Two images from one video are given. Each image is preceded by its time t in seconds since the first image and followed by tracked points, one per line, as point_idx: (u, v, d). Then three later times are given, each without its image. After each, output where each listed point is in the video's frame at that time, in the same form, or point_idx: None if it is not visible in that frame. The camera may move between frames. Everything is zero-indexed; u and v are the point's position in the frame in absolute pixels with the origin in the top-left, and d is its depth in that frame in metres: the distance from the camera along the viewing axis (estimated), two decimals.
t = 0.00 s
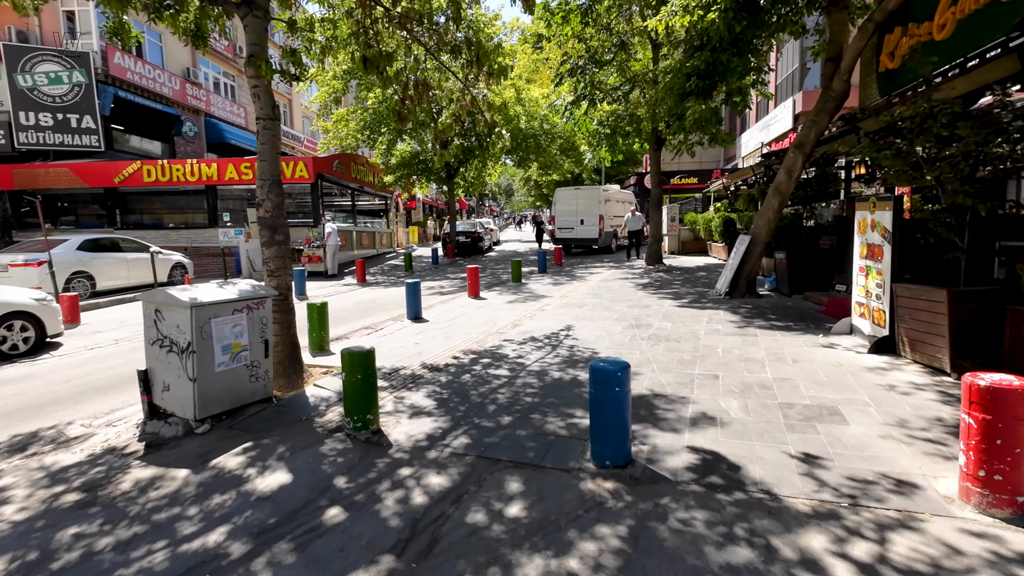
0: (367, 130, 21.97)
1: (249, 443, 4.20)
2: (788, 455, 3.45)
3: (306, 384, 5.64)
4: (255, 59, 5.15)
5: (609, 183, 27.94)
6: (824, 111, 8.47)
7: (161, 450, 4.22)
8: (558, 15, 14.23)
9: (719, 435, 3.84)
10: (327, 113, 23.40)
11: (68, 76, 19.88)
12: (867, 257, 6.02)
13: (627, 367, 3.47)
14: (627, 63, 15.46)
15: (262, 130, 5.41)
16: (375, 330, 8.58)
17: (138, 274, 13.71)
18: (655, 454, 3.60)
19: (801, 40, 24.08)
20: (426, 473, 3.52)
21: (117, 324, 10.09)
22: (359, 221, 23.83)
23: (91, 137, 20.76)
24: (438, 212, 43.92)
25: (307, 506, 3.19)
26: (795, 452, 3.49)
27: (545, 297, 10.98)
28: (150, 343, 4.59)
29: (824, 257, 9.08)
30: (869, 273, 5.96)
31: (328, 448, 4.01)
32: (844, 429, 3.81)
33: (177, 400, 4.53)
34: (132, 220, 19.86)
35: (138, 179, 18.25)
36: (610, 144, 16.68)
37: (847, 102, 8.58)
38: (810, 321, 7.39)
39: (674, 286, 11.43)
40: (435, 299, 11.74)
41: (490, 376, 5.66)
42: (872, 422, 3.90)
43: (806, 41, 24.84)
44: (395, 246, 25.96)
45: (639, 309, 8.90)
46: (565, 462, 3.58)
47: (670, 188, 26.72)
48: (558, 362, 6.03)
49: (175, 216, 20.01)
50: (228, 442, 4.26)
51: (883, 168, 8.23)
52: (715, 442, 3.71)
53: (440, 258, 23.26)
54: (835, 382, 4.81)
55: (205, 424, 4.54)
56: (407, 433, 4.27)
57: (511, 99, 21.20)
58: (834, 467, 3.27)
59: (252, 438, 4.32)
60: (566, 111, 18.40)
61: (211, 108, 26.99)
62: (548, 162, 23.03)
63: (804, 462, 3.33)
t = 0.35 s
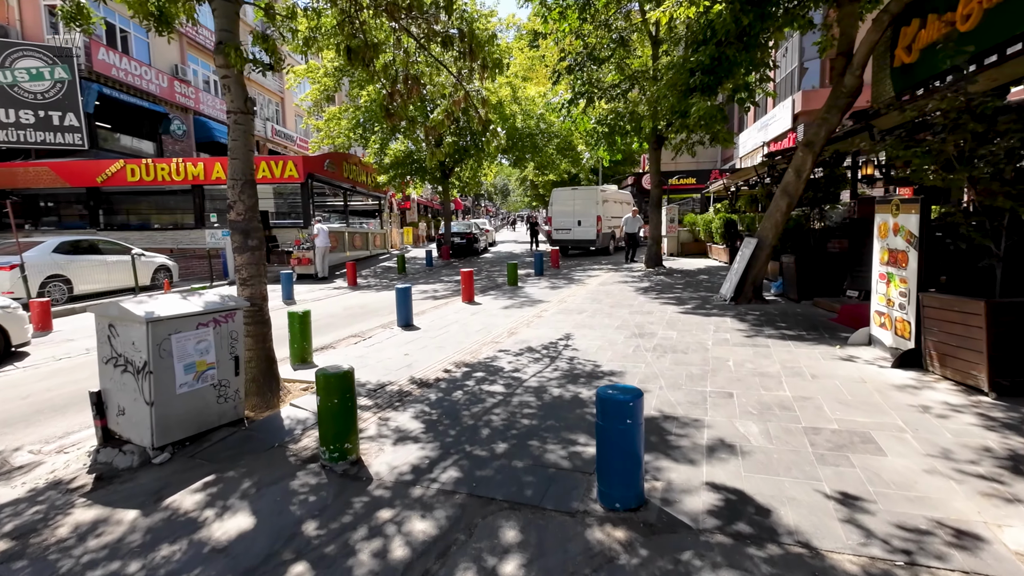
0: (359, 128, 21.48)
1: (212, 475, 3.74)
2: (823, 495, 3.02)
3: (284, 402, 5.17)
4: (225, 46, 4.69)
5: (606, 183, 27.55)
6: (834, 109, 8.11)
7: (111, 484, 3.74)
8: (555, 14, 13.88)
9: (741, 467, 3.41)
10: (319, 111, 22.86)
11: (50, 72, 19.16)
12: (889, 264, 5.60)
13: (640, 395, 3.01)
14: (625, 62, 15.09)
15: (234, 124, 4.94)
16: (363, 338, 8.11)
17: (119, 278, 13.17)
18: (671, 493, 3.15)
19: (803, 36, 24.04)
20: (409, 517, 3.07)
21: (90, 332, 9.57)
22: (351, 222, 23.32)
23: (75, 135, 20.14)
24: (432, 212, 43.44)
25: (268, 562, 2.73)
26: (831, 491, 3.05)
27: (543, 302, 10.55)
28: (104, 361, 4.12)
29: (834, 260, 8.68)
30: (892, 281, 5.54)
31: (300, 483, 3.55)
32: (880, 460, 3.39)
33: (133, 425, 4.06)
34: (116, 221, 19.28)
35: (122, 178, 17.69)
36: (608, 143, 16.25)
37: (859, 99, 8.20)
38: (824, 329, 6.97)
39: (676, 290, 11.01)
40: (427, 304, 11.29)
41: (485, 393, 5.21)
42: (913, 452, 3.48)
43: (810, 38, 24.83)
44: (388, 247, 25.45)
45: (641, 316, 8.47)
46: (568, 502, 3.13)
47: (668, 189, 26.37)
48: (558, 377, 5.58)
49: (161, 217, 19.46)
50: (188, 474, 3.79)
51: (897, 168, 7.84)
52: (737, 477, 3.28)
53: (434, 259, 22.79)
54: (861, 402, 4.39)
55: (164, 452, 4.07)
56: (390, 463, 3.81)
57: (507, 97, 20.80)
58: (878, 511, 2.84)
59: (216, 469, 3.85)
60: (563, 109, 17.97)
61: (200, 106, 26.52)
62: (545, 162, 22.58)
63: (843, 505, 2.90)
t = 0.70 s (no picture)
0: (356, 126, 20.91)
1: (171, 511, 3.25)
2: (887, 543, 2.54)
3: (262, 419, 4.69)
4: (193, 24, 4.20)
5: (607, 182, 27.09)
6: (854, 102, 7.65)
7: (55, 521, 3.25)
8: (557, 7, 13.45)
9: (782, 505, 2.93)
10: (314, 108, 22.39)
11: (38, 68, 18.76)
12: (925, 266, 5.14)
13: (668, 424, 2.52)
14: (627, 56, 14.67)
15: (205, 113, 4.45)
16: (354, 345, 7.63)
17: (103, 279, 12.68)
18: (702, 539, 2.68)
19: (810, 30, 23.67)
20: (394, 568, 2.60)
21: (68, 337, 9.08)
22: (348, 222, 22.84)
23: (63, 133, 19.90)
24: (430, 212, 42.97)
25: None
26: (893, 537, 2.58)
27: (544, 305, 10.07)
28: (53, 378, 3.64)
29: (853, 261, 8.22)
30: (928, 285, 5.07)
31: (271, 522, 3.07)
32: (943, 497, 2.92)
33: (86, 451, 3.58)
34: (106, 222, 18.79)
35: (110, 177, 17.18)
36: (611, 140, 15.76)
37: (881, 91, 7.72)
38: (847, 336, 6.50)
39: (684, 293, 10.53)
40: (424, 307, 10.81)
41: (483, 409, 4.74)
42: (979, 486, 3.00)
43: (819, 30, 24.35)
44: (385, 247, 24.97)
45: (649, 321, 7.99)
46: (582, 550, 2.66)
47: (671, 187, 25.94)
48: (563, 391, 5.11)
49: (151, 216, 18.98)
50: (144, 509, 3.31)
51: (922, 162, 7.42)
52: (780, 518, 2.80)
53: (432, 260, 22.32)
54: (905, 422, 3.92)
55: (120, 482, 3.58)
56: (375, 496, 3.33)
57: (506, 94, 20.36)
58: (956, 566, 2.37)
59: (177, 503, 3.36)
60: (565, 105, 17.43)
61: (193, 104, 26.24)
62: (545, 160, 22.11)
63: (911, 557, 2.43)
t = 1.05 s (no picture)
0: (352, 123, 20.31)
1: (118, 558, 2.79)
2: None
3: (235, 440, 4.23)
4: None
5: (608, 181, 26.65)
6: (878, 93, 7.18)
7: None
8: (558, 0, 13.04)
9: (836, 556, 2.47)
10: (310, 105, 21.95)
11: (25, 64, 18.29)
12: (966, 269, 4.68)
13: (706, 467, 2.06)
14: (630, 52, 14.25)
15: (171, 100, 3.96)
16: (344, 352, 7.18)
17: (88, 281, 12.21)
18: None
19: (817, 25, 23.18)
20: None
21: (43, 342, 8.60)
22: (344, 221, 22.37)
23: (52, 130, 19.20)
24: (429, 211, 42.52)
25: None
26: None
27: (546, 308, 9.60)
28: None
29: (873, 263, 7.76)
30: (970, 290, 4.62)
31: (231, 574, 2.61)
32: None
33: (25, 483, 3.12)
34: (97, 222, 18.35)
35: (98, 176, 16.67)
36: (613, 137, 15.28)
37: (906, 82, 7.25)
38: (874, 342, 6.04)
39: (692, 296, 10.07)
40: (421, 310, 10.36)
41: (481, 428, 4.28)
42: None
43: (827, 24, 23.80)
44: (382, 248, 24.51)
45: (659, 326, 7.52)
46: None
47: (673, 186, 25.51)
48: (569, 406, 4.65)
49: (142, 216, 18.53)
50: (86, 555, 2.84)
51: (950, 156, 7.03)
52: (836, 574, 2.34)
53: (430, 260, 21.89)
54: (958, 447, 3.47)
55: (64, 519, 3.12)
56: (354, 539, 2.86)
57: (505, 90, 19.94)
58: None
59: (125, 546, 2.90)
60: (566, 100, 16.90)
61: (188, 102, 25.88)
62: (545, 159, 21.64)
63: None
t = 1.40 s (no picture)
0: (349, 122, 19.76)
1: None
2: None
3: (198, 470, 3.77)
4: None
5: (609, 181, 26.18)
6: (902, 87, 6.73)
7: None
8: None
9: None
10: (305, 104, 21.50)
11: (13, 61, 17.78)
12: (1014, 278, 4.21)
13: (755, 547, 1.60)
14: (633, 48, 13.81)
15: (123, 88, 3.50)
16: (331, 364, 6.70)
17: (71, 285, 11.76)
18: None
19: (824, 22, 22.76)
20: None
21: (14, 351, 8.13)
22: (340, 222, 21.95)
23: (41, 130, 18.96)
24: (428, 212, 42.08)
25: None
26: None
27: (547, 315, 9.14)
28: None
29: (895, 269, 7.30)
30: (1018, 301, 4.15)
31: None
32: None
33: None
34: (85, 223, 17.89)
35: (86, 176, 16.24)
36: (616, 136, 14.84)
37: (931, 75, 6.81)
38: (902, 355, 5.57)
39: (700, 302, 9.61)
40: (415, 316, 9.92)
41: (474, 457, 3.81)
42: None
43: (835, 22, 23.42)
44: (380, 249, 24.06)
45: (667, 336, 7.06)
46: None
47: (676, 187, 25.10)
48: (572, 430, 4.18)
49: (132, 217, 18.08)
50: None
51: (981, 153, 6.66)
52: None
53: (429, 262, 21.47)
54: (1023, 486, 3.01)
55: None
56: None
57: (505, 89, 19.48)
58: None
59: None
60: (567, 98, 16.43)
61: (182, 101, 25.49)
62: (546, 159, 21.21)
63: None
